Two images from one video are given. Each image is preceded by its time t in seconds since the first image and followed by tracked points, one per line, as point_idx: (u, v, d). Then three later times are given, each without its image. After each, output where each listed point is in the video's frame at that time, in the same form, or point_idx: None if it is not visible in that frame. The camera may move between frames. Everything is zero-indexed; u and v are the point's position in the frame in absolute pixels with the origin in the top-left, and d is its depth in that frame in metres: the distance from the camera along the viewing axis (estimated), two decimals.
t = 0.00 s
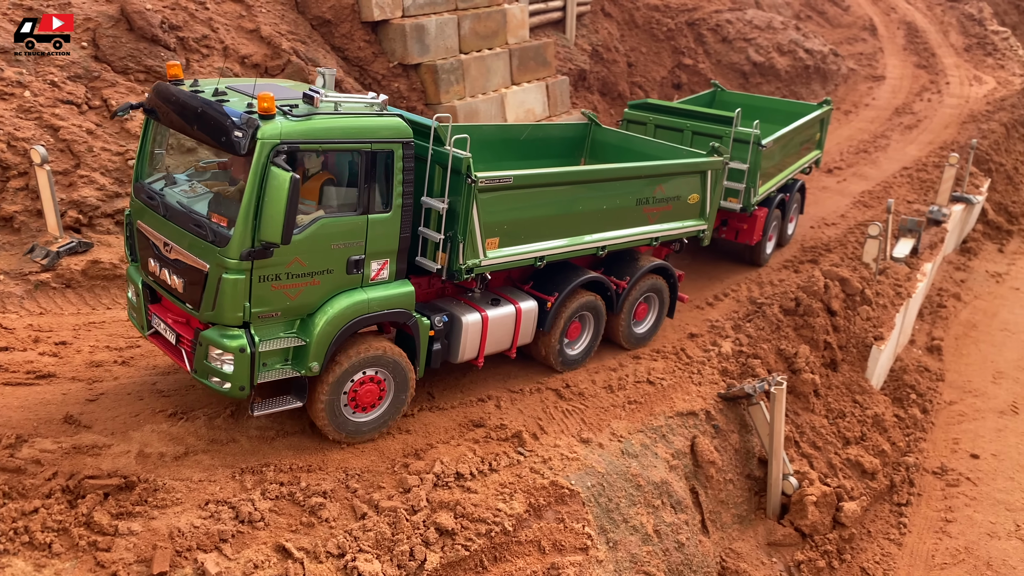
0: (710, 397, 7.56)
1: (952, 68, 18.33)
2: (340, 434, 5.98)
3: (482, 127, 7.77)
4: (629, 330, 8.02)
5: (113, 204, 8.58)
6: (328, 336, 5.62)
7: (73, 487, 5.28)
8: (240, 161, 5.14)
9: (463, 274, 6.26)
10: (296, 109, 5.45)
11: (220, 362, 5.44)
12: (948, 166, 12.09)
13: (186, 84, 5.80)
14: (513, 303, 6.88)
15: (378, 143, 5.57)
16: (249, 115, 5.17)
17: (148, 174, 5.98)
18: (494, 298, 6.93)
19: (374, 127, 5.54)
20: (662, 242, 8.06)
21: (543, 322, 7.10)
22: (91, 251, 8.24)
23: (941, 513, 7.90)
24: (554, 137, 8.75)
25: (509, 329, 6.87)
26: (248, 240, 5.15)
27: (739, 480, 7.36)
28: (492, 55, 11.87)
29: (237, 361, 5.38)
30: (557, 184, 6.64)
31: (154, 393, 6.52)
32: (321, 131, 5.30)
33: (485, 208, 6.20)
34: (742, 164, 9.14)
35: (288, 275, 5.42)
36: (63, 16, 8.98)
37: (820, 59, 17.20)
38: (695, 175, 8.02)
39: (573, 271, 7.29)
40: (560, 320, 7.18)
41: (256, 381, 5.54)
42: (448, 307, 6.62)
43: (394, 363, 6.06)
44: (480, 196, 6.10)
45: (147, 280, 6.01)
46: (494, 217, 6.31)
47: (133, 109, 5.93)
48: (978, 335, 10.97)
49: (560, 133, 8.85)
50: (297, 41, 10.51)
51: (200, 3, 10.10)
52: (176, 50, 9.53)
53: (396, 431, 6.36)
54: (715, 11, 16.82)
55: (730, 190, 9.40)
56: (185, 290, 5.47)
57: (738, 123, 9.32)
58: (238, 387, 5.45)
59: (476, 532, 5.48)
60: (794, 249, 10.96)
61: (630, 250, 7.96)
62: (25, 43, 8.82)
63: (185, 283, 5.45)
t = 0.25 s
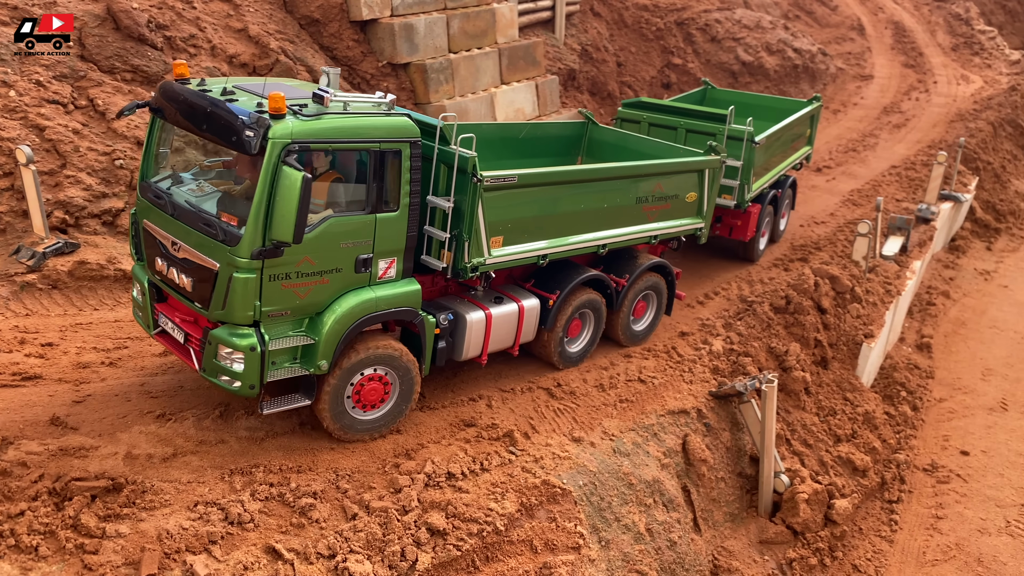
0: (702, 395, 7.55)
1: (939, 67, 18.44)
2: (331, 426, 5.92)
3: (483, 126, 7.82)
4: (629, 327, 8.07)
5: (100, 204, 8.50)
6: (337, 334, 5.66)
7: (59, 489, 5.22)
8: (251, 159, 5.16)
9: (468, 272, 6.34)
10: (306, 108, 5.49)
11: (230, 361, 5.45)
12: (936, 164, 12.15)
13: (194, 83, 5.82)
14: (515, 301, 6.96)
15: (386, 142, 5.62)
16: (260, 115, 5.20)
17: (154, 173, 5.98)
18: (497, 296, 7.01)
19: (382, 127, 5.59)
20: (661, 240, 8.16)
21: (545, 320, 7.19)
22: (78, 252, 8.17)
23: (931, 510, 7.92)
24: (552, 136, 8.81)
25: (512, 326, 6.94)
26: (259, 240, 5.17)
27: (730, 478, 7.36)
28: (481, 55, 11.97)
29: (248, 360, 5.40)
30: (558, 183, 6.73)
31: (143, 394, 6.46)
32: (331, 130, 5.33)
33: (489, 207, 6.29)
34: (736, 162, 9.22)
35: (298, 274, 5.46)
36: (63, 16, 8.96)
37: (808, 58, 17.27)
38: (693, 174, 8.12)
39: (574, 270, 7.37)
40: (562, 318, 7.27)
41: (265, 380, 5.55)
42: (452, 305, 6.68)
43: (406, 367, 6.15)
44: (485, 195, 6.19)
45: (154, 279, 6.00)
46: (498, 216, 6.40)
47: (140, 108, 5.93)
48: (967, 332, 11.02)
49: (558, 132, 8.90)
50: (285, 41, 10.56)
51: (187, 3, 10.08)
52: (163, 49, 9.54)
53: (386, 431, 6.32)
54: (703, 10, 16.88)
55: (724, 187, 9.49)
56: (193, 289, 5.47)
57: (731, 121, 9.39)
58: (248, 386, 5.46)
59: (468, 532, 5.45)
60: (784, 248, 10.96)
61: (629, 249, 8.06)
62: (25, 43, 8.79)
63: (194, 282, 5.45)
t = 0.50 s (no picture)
0: (695, 394, 7.53)
1: (929, 66, 18.51)
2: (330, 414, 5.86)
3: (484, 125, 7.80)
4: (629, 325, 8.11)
5: (88, 205, 8.43)
6: (349, 334, 5.70)
7: (46, 494, 5.15)
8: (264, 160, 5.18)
9: (475, 272, 6.40)
10: (318, 109, 5.53)
11: (243, 362, 5.49)
12: (926, 163, 12.19)
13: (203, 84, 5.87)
14: (521, 299, 6.99)
15: (397, 143, 5.67)
16: (274, 115, 5.22)
17: (163, 174, 6.01)
18: (502, 295, 7.04)
19: (393, 128, 5.63)
20: (661, 238, 8.24)
21: (549, 318, 7.23)
22: (65, 254, 8.08)
23: (924, 508, 7.93)
24: (551, 135, 8.80)
25: (517, 325, 6.97)
26: (274, 241, 5.21)
27: (723, 478, 7.35)
28: (472, 54, 12.01)
29: (262, 360, 5.44)
30: (563, 183, 6.79)
31: (131, 397, 6.40)
32: (344, 131, 5.37)
33: (496, 207, 6.35)
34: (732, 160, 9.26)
35: (311, 274, 5.49)
36: (63, 16, 8.94)
37: (798, 58, 17.31)
38: (693, 173, 8.20)
39: (577, 269, 7.42)
40: (565, 316, 7.29)
41: (279, 379, 5.60)
42: (459, 304, 6.73)
43: (420, 375, 6.21)
44: (492, 195, 6.24)
45: (163, 280, 6.03)
46: (505, 216, 6.46)
47: (149, 109, 5.94)
48: (958, 330, 11.05)
49: (557, 131, 8.88)
50: (275, 41, 10.55)
51: (176, 2, 10.04)
52: (151, 49, 9.47)
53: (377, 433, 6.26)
54: (694, 10, 16.91)
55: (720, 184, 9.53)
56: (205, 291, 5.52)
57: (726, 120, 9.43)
58: (262, 386, 5.51)
59: (460, 534, 5.41)
60: (775, 248, 10.94)
61: (630, 247, 8.12)
62: (25, 44, 8.78)
63: (206, 284, 5.49)
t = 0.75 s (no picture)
0: (685, 396, 7.49)
1: (918, 66, 18.56)
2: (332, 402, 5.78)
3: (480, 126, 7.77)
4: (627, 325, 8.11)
5: (72, 207, 8.33)
6: (354, 335, 5.67)
7: (27, 501, 5.07)
8: (268, 163, 5.14)
9: (477, 272, 6.39)
10: (322, 111, 5.51)
11: (248, 364, 5.44)
12: (915, 163, 12.20)
13: (204, 86, 5.83)
14: (521, 299, 6.98)
15: (400, 145, 5.66)
16: (278, 117, 5.20)
17: (165, 176, 5.96)
18: (502, 295, 7.03)
19: (396, 129, 5.63)
20: (657, 238, 8.27)
21: (548, 318, 7.21)
22: (49, 257, 7.96)
23: (915, 509, 7.91)
24: (546, 136, 8.77)
25: (518, 325, 6.95)
26: (279, 243, 5.17)
27: (713, 480, 7.31)
28: (461, 55, 12.02)
29: (267, 363, 5.40)
30: (562, 183, 6.79)
31: (115, 402, 6.31)
32: (349, 132, 5.36)
33: (497, 208, 6.34)
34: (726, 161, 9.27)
35: (316, 276, 5.47)
36: (63, 16, 8.97)
37: (788, 57, 17.32)
38: (689, 173, 8.23)
39: (575, 269, 7.41)
40: (564, 316, 7.29)
41: (284, 382, 5.56)
42: (459, 305, 6.71)
43: (424, 388, 6.27)
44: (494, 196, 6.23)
45: (165, 283, 5.98)
46: (505, 217, 6.45)
47: (149, 110, 5.89)
48: (948, 330, 11.06)
49: (552, 132, 8.85)
50: (262, 41, 10.47)
51: (162, 2, 9.96)
52: (137, 50, 9.38)
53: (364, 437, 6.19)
54: (684, 10, 16.92)
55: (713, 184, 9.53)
56: (209, 293, 5.48)
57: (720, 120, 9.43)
58: (266, 389, 5.47)
59: (448, 540, 5.35)
60: (764, 248, 10.91)
61: (627, 248, 8.12)
62: (25, 44, 8.79)
63: (210, 286, 5.44)
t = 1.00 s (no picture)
0: (674, 397, 7.45)
1: (908, 65, 18.59)
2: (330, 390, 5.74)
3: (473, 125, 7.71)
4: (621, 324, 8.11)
5: (55, 209, 8.23)
6: (351, 335, 5.64)
7: (4, 508, 4.99)
8: (265, 164, 5.12)
9: (473, 272, 6.36)
10: (319, 112, 5.49)
11: (246, 366, 5.41)
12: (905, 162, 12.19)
13: (199, 87, 5.80)
14: (516, 299, 6.96)
15: (398, 145, 5.63)
16: (275, 117, 5.18)
17: (158, 177, 5.90)
18: (498, 295, 7.01)
19: (393, 129, 5.60)
20: (650, 236, 8.26)
21: (544, 318, 7.20)
22: (32, 259, 7.87)
23: (904, 509, 7.90)
24: (538, 135, 8.71)
25: (514, 325, 6.94)
26: (276, 243, 5.15)
27: (702, 481, 7.28)
28: (450, 54, 12.01)
29: (265, 364, 5.37)
30: (558, 182, 6.77)
31: (97, 406, 6.23)
32: (346, 132, 5.33)
33: (494, 207, 6.31)
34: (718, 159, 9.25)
35: (314, 277, 5.44)
36: (64, 16, 8.92)
37: (779, 57, 17.33)
38: (682, 171, 8.22)
39: (570, 268, 7.39)
40: (560, 316, 7.28)
41: (282, 383, 5.54)
42: (456, 305, 6.69)
43: (419, 398, 6.27)
44: (490, 195, 6.20)
45: (161, 285, 5.93)
46: (502, 216, 6.42)
47: (143, 112, 5.84)
48: (938, 329, 11.06)
49: (544, 132, 8.80)
50: (250, 41, 10.40)
51: (147, 2, 9.88)
52: (122, 49, 9.29)
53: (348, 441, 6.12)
54: (674, 9, 16.92)
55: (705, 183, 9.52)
56: (207, 295, 5.45)
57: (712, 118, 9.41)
58: (265, 390, 5.45)
59: (433, 544, 5.29)
60: (754, 248, 10.87)
61: (621, 247, 8.10)
62: (25, 43, 8.76)
63: (207, 288, 5.41)
